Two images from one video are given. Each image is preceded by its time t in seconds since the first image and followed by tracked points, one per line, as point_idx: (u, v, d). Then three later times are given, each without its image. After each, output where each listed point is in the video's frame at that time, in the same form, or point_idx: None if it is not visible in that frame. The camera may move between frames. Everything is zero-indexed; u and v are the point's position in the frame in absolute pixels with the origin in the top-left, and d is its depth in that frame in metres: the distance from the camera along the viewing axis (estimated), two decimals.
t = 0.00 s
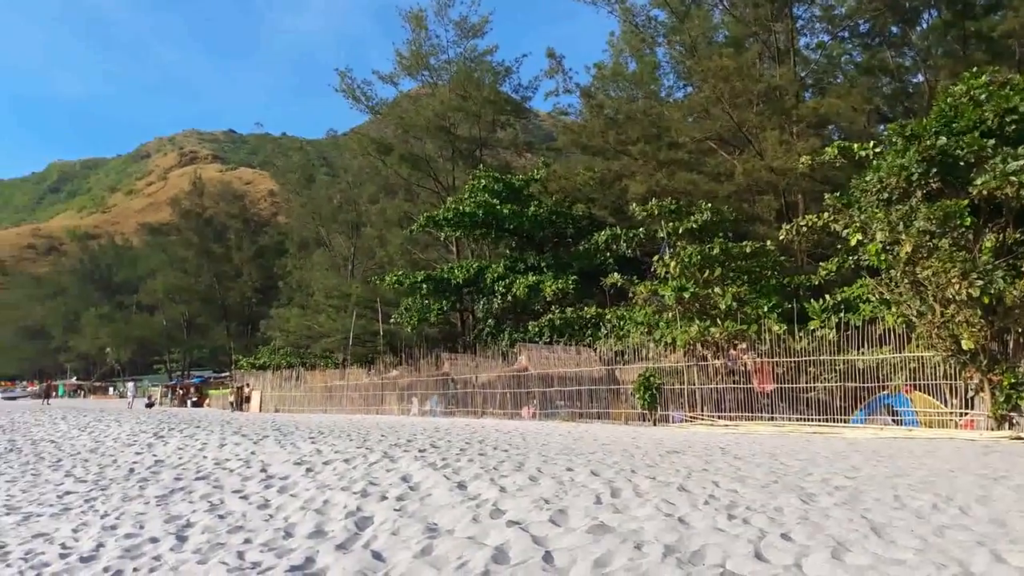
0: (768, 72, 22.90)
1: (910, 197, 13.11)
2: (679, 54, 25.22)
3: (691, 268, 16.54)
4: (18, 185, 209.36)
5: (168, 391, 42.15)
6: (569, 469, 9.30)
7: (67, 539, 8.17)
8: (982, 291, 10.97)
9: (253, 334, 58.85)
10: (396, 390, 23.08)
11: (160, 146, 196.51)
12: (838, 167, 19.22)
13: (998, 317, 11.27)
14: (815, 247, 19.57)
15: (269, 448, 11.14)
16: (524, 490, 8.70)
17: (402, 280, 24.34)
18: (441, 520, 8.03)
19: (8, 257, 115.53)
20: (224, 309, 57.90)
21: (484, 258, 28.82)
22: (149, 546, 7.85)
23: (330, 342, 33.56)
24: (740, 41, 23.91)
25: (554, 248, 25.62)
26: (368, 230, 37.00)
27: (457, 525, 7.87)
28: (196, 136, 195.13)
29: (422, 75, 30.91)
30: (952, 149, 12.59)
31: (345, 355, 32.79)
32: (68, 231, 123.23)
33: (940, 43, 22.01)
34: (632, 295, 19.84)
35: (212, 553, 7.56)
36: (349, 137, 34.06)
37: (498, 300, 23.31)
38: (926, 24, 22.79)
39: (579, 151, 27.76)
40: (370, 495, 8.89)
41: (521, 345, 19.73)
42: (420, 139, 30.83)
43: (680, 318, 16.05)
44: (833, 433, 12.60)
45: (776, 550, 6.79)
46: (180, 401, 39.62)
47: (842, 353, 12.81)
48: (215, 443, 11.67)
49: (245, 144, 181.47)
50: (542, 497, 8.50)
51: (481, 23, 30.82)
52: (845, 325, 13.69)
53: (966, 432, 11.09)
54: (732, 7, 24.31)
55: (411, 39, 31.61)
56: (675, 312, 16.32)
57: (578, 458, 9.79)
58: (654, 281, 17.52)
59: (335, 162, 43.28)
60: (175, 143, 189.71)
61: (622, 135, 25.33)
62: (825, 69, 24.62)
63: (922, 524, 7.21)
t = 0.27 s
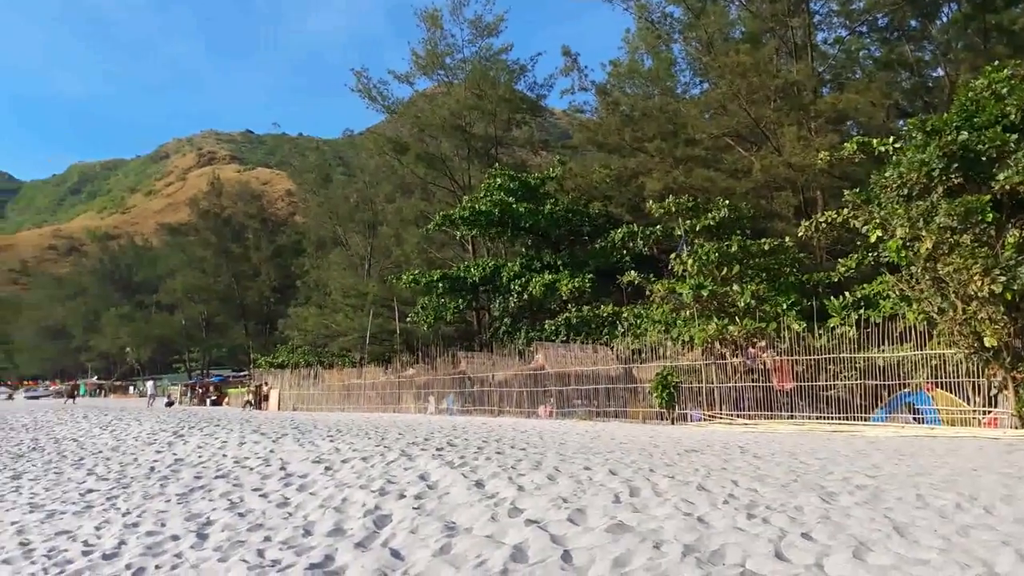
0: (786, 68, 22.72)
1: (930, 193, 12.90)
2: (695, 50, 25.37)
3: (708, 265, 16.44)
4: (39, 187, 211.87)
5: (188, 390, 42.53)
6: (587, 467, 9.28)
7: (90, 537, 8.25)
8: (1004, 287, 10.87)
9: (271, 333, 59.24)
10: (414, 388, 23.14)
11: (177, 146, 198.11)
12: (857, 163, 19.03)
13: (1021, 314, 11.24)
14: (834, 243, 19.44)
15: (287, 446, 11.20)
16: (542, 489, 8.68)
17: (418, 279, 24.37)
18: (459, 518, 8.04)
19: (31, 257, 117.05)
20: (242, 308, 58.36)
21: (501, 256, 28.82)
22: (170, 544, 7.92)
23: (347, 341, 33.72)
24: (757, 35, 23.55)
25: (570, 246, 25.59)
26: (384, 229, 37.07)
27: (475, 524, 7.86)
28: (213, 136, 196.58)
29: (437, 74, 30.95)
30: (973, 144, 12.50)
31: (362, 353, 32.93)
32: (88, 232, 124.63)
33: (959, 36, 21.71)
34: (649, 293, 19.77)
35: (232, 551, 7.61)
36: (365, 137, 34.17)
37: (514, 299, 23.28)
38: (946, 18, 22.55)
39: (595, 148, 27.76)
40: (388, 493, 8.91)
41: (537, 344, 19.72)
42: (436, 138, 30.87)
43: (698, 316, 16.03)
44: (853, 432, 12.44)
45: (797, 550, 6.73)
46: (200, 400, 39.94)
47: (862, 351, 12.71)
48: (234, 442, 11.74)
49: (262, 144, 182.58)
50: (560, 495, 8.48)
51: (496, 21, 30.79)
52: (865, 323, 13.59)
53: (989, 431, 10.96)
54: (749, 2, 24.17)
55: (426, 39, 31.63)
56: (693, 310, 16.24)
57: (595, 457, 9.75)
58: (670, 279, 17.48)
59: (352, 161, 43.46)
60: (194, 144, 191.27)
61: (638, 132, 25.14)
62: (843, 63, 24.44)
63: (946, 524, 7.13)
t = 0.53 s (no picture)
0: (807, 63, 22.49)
1: (957, 188, 12.79)
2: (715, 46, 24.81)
3: (730, 263, 16.40)
4: (65, 189, 214.99)
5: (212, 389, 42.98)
6: (609, 466, 9.24)
7: (117, 534, 8.35)
8: None
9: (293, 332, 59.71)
10: (434, 387, 23.20)
11: (199, 148, 200.04)
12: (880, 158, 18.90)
13: None
14: (858, 240, 19.23)
15: (310, 444, 11.27)
16: (564, 488, 8.66)
17: (438, 278, 24.45)
18: (481, 516, 8.04)
19: (57, 259, 118.88)
20: (265, 308, 58.86)
21: (520, 255, 28.82)
22: (195, 541, 7.98)
23: (368, 340, 33.90)
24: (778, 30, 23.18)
25: (590, 244, 25.56)
26: (405, 229, 37.17)
27: (497, 522, 7.86)
28: (235, 138, 198.29)
29: (456, 73, 30.95)
30: (1002, 137, 12.27)
31: (383, 352, 33.09)
32: (113, 233, 126.30)
33: (985, 28, 21.33)
34: (670, 291, 19.67)
35: (257, 549, 7.67)
36: (385, 137, 34.29)
37: (533, 297, 23.21)
38: (971, 10, 22.30)
39: (614, 146, 27.66)
40: (410, 491, 8.94)
41: (557, 342, 19.69)
42: (455, 138, 30.94)
43: (720, 314, 16.01)
44: (878, 430, 12.30)
45: (823, 549, 6.66)
46: (224, 399, 40.33)
47: (887, 348, 12.56)
48: (258, 440, 11.84)
49: (283, 145, 183.91)
50: (582, 494, 8.44)
51: (514, 20, 30.76)
52: (890, 320, 13.39)
53: (1019, 430, 10.70)
54: None
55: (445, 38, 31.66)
56: (715, 308, 16.21)
57: (617, 455, 9.71)
58: (693, 276, 17.56)
59: (371, 161, 43.64)
60: (216, 146, 193.15)
61: (658, 129, 25.06)
62: (866, 57, 24.18)
63: (975, 523, 7.02)
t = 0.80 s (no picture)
0: (832, 56, 22.26)
1: (986, 181, 12.73)
2: (739, 40, 24.72)
3: (755, 260, 16.35)
4: (91, 191, 218.10)
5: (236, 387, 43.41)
6: (633, 464, 9.21)
7: (146, 530, 8.45)
8: None
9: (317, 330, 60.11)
10: (456, 385, 23.24)
11: (222, 149, 201.99)
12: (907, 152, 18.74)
13: None
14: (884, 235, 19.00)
15: (334, 442, 11.34)
16: (588, 486, 8.63)
17: (460, 276, 24.54)
18: (505, 515, 8.03)
19: (85, 260, 120.72)
20: (289, 307, 59.31)
21: (542, 252, 28.81)
22: (222, 538, 8.06)
23: (391, 338, 34.08)
24: (801, 24, 23.05)
25: (612, 242, 25.51)
26: (426, 227, 37.18)
27: (521, 520, 7.85)
28: (257, 138, 199.94)
29: (476, 72, 30.94)
30: None
31: (405, 350, 33.25)
32: (139, 234, 127.99)
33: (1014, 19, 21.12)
34: (693, 287, 19.55)
35: (282, 546, 7.72)
36: (406, 136, 34.39)
37: (556, 295, 23.20)
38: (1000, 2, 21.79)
39: (636, 142, 27.31)
40: (434, 489, 8.95)
41: (579, 340, 19.66)
42: (475, 136, 31.00)
43: (744, 311, 15.96)
44: (905, 428, 12.06)
45: (850, 549, 6.58)
46: (249, 397, 40.73)
47: (914, 345, 12.35)
48: (282, 438, 11.93)
49: (304, 145, 185.17)
50: (606, 492, 8.41)
51: (535, 17, 30.73)
52: (918, 317, 13.15)
53: None
54: None
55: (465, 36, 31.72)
56: (739, 305, 16.15)
57: (641, 453, 9.67)
58: (717, 274, 17.63)
59: (391, 160, 43.78)
60: (238, 146, 194.98)
61: (681, 125, 25.05)
62: (891, 51, 23.89)
63: (1006, 523, 6.90)
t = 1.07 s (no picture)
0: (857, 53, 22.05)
1: (1016, 177, 12.51)
2: (763, 37, 24.25)
3: (780, 258, 16.14)
4: (116, 193, 220.88)
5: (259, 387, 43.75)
6: (657, 464, 9.17)
7: (172, 528, 8.53)
8: None
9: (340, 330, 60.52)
10: (478, 385, 23.26)
11: (244, 150, 203.60)
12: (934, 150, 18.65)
13: None
14: (911, 233, 18.85)
15: (357, 441, 11.40)
16: (611, 486, 8.60)
17: (481, 276, 24.56)
18: (529, 514, 8.03)
19: (110, 261, 122.31)
20: (312, 307, 59.73)
21: (563, 251, 28.79)
22: (247, 537, 8.13)
23: (413, 338, 34.22)
24: (825, 21, 22.65)
25: (634, 240, 25.47)
26: (448, 227, 37.27)
27: (544, 520, 7.84)
28: (278, 139, 201.35)
29: (498, 71, 31.07)
30: None
31: (427, 350, 33.37)
32: (164, 235, 129.42)
33: None
34: (716, 286, 19.43)
35: (307, 545, 7.77)
36: (427, 135, 34.50)
37: (578, 294, 23.28)
38: None
39: (659, 141, 27.07)
40: (457, 488, 8.97)
41: (602, 340, 19.60)
42: (496, 136, 31.01)
43: (769, 310, 15.84)
44: (933, 428, 11.92)
45: (878, 550, 6.51)
46: (272, 396, 41.06)
47: (942, 344, 12.27)
48: (306, 437, 12.01)
49: (325, 146, 186.21)
50: (630, 493, 8.38)
51: (556, 15, 30.70)
52: (946, 315, 12.90)
53: None
54: None
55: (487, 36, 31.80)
56: (763, 304, 16.04)
57: (665, 453, 9.62)
58: (741, 272, 17.58)
59: (413, 160, 43.95)
60: (260, 147, 196.58)
61: (703, 123, 24.86)
62: (917, 46, 23.36)
63: None
